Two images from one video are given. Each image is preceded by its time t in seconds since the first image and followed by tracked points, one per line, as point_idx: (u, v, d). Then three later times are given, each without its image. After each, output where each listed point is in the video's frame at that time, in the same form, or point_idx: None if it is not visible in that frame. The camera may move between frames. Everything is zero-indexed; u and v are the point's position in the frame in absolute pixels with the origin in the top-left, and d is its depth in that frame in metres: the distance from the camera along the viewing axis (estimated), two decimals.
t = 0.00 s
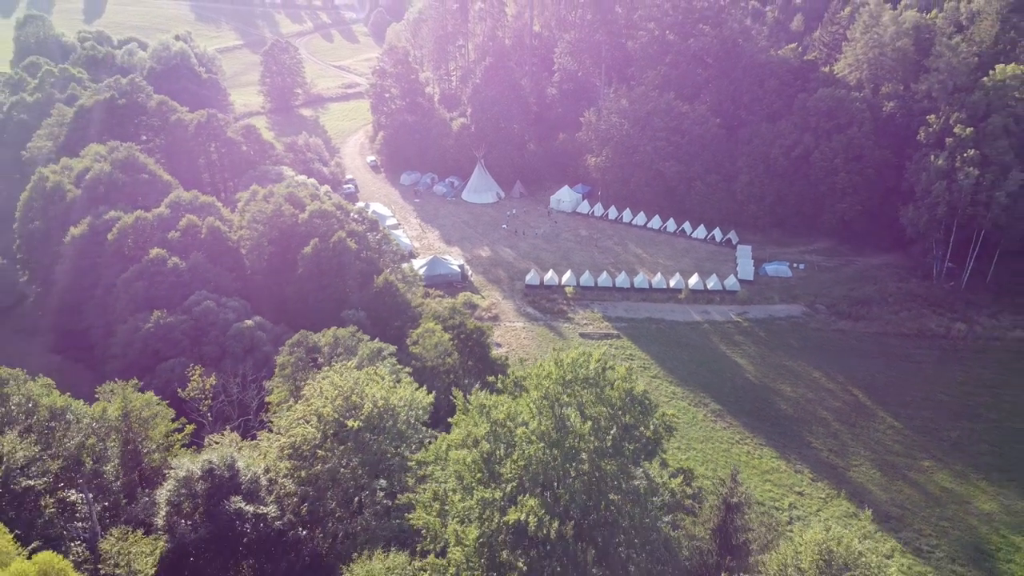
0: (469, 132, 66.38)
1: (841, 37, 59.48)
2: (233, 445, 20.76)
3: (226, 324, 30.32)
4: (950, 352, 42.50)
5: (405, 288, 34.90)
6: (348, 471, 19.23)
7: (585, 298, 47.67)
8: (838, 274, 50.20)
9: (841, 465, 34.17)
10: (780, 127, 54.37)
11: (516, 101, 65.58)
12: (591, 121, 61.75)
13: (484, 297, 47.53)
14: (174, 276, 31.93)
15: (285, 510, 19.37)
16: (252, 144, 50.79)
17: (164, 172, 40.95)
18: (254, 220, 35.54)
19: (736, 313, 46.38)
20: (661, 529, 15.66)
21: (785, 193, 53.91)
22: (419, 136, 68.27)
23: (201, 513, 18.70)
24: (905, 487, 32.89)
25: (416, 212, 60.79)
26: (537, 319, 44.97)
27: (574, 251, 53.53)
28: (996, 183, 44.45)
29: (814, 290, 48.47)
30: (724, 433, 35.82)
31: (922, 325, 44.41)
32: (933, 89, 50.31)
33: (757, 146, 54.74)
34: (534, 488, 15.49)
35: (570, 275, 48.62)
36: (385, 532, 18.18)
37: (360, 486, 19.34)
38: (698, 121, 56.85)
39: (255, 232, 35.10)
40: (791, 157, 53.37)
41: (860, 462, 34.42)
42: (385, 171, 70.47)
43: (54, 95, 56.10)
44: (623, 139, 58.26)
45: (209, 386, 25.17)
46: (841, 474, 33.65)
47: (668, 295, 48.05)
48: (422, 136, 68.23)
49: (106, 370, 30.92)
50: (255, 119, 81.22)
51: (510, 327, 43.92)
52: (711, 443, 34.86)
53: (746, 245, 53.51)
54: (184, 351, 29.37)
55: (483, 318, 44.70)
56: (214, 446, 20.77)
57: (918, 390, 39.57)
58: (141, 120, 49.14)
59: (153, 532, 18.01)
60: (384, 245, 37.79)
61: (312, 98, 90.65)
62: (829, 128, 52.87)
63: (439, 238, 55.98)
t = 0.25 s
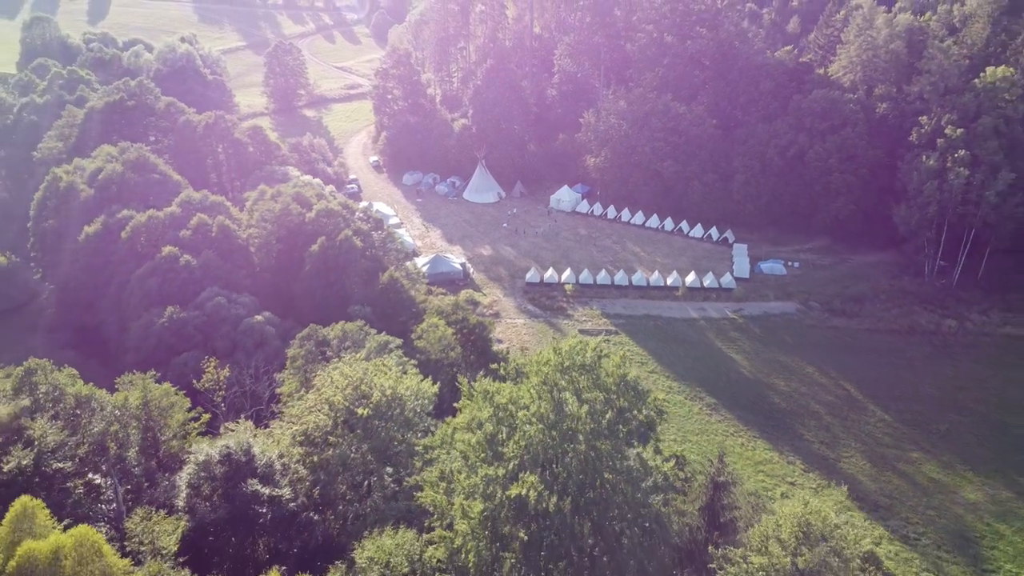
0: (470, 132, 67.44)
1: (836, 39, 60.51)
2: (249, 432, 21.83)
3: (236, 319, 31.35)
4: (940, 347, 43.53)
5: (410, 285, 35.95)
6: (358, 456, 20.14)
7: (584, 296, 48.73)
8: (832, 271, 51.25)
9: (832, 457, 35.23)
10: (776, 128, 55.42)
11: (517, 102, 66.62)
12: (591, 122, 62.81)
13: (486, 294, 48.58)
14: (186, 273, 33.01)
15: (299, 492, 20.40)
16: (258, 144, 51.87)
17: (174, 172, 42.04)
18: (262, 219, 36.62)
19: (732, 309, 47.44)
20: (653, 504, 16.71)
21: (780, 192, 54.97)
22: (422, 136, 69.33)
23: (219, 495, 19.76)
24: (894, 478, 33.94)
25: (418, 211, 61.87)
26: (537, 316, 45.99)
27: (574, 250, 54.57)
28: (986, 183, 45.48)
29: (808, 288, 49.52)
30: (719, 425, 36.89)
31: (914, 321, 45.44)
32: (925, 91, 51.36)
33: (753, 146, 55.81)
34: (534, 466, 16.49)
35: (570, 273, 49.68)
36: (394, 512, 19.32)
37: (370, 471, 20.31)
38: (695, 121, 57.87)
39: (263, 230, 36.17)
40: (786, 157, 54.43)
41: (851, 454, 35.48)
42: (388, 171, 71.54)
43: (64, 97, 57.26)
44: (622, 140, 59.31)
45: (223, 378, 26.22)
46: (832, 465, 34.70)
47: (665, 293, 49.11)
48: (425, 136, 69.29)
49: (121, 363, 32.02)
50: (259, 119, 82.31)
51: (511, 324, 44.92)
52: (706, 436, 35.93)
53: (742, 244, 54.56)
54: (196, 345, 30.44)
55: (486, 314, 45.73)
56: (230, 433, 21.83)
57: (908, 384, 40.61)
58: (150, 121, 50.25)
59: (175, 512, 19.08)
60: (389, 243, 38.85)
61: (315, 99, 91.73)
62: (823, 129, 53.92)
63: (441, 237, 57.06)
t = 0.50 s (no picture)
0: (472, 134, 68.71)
1: (830, 42, 61.73)
2: (264, 419, 23.02)
3: (247, 314, 32.60)
4: (930, 343, 44.71)
5: (415, 281, 37.21)
6: (368, 441, 21.26)
7: (583, 293, 49.94)
8: (824, 270, 52.49)
9: (822, 448, 36.43)
10: (771, 129, 56.69)
11: (518, 103, 67.86)
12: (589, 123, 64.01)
13: (487, 292, 49.82)
14: (200, 270, 34.32)
15: (312, 475, 21.55)
16: (266, 146, 53.15)
17: (185, 172, 43.23)
18: (272, 218, 37.86)
19: (728, 306, 48.66)
20: (645, 482, 17.83)
21: (774, 193, 56.21)
22: (424, 138, 70.55)
23: (238, 477, 20.97)
24: (882, 468, 35.11)
25: (420, 211, 63.11)
26: (537, 313, 47.21)
27: (573, 249, 55.79)
28: (975, 183, 46.69)
29: (802, 285, 50.73)
30: (713, 418, 38.10)
31: (904, 318, 46.64)
32: (917, 93, 52.57)
33: (748, 148, 57.06)
34: (534, 447, 17.61)
35: (569, 271, 50.92)
36: (403, 492, 20.61)
37: (379, 455, 21.51)
38: (692, 123, 59.05)
39: (273, 230, 37.41)
40: (781, 158, 55.71)
41: (841, 445, 36.66)
42: (391, 172, 72.78)
43: (74, 99, 58.56)
44: (620, 141, 60.46)
45: (238, 369, 27.61)
46: (822, 456, 35.91)
47: (662, 291, 50.34)
48: (427, 137, 70.49)
49: (137, 357, 33.27)
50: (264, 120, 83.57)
51: (513, 320, 46.11)
52: (701, 428, 37.12)
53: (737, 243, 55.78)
54: (209, 339, 31.67)
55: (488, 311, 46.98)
56: (247, 420, 23.04)
57: (898, 379, 41.77)
58: (160, 123, 51.53)
59: (197, 493, 20.31)
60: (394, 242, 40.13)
61: (319, 100, 93.00)
62: (817, 131, 55.15)
63: (443, 236, 58.33)
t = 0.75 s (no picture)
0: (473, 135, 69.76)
1: (826, 44, 62.69)
2: (276, 409, 24.07)
3: (257, 310, 33.49)
4: (921, 340, 45.74)
5: (419, 278, 38.27)
6: (376, 429, 22.29)
7: (582, 291, 51.00)
8: (819, 268, 53.54)
9: (814, 440, 37.48)
10: (766, 131, 57.72)
11: (518, 105, 68.87)
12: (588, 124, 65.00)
13: (488, 289, 50.88)
14: (210, 268, 35.39)
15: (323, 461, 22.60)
16: (271, 147, 54.20)
17: (193, 173, 44.26)
18: (279, 218, 38.91)
19: (724, 304, 49.71)
20: (639, 465, 18.88)
21: (770, 193, 57.25)
22: (426, 138, 71.59)
23: (253, 464, 21.98)
24: (873, 460, 36.13)
25: (423, 211, 64.19)
26: (537, 310, 48.30)
27: (573, 248, 56.85)
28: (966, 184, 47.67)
29: (797, 283, 51.78)
30: (708, 412, 39.14)
31: (897, 315, 47.67)
32: (910, 95, 53.54)
33: (745, 149, 58.09)
34: (534, 432, 18.64)
35: (569, 269, 51.95)
36: (410, 476, 21.72)
37: (386, 443, 22.52)
38: (690, 124, 60.01)
39: (280, 229, 38.47)
40: (776, 159, 56.73)
41: (832, 438, 37.70)
42: (394, 172, 73.85)
43: (83, 101, 59.70)
44: (619, 143, 61.39)
45: (250, 362, 28.68)
46: (814, 448, 36.97)
47: (660, 289, 51.39)
48: (429, 138, 71.52)
49: (150, 352, 34.37)
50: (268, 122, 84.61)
51: (514, 317, 47.15)
52: (696, 421, 38.17)
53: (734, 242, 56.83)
54: (220, 335, 32.73)
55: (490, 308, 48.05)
56: (260, 410, 24.09)
57: (890, 374, 42.79)
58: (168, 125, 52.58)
59: (214, 478, 21.34)
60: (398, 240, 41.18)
61: (322, 101, 94.06)
62: (812, 132, 56.17)
63: (445, 235, 59.41)
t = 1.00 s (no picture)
0: (474, 136, 70.99)
1: (820, 47, 63.89)
2: (289, 399, 25.29)
3: (267, 306, 34.65)
4: (911, 336, 46.95)
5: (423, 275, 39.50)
6: (384, 417, 23.54)
7: (581, 289, 52.23)
8: (813, 267, 54.75)
9: (806, 433, 38.66)
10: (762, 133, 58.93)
11: (519, 107, 70.08)
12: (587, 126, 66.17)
13: (490, 287, 52.07)
14: (221, 266, 36.62)
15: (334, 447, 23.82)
16: (278, 149, 55.42)
17: (203, 174, 45.48)
18: (287, 217, 40.12)
19: (720, 301, 50.92)
20: (632, 448, 20.13)
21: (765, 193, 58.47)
22: (428, 140, 72.82)
23: (268, 449, 23.17)
24: (862, 452, 37.31)
25: (425, 211, 65.42)
26: (537, 307, 49.53)
27: (572, 247, 58.08)
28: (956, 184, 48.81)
29: (791, 282, 52.99)
30: (704, 405, 40.33)
31: (888, 313, 48.85)
32: (902, 97, 54.69)
33: (740, 150, 59.30)
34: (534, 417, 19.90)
35: (568, 268, 53.18)
36: (417, 460, 22.92)
37: (394, 431, 23.76)
38: (687, 126, 61.14)
39: (288, 228, 39.69)
40: (772, 160, 57.93)
41: (824, 431, 38.91)
42: (396, 173, 75.05)
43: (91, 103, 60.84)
44: (618, 145, 62.59)
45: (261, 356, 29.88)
46: (806, 440, 38.18)
47: (657, 287, 52.59)
48: (431, 140, 72.74)
49: (163, 347, 35.60)
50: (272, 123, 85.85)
51: (514, 314, 48.31)
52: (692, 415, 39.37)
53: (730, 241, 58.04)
54: (232, 330, 33.95)
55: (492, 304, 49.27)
56: (273, 400, 25.31)
57: (880, 370, 44.01)
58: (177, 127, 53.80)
59: (232, 463, 22.57)
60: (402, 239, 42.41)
61: (325, 103, 95.31)
62: (806, 134, 57.37)
63: (447, 235, 60.65)
